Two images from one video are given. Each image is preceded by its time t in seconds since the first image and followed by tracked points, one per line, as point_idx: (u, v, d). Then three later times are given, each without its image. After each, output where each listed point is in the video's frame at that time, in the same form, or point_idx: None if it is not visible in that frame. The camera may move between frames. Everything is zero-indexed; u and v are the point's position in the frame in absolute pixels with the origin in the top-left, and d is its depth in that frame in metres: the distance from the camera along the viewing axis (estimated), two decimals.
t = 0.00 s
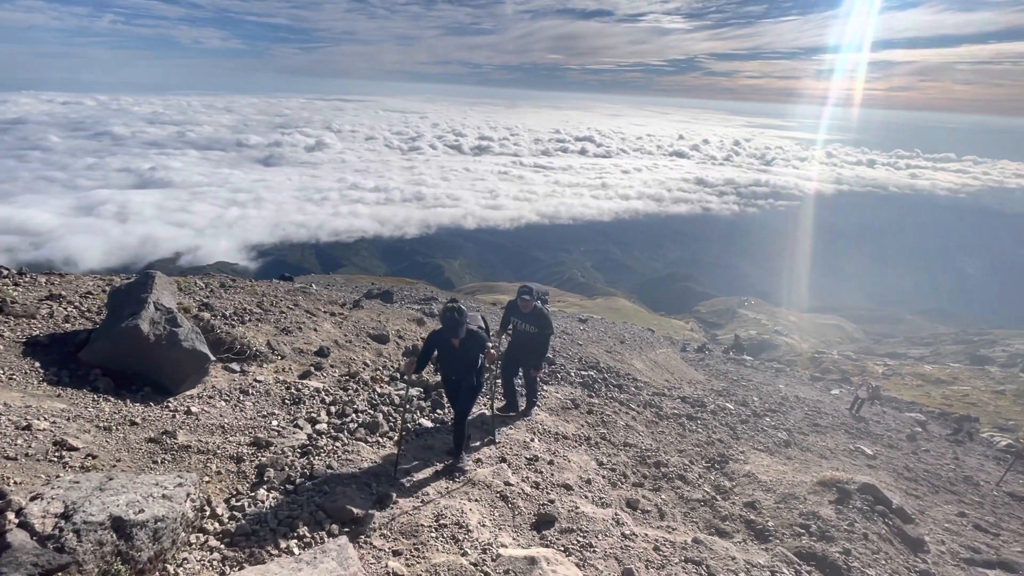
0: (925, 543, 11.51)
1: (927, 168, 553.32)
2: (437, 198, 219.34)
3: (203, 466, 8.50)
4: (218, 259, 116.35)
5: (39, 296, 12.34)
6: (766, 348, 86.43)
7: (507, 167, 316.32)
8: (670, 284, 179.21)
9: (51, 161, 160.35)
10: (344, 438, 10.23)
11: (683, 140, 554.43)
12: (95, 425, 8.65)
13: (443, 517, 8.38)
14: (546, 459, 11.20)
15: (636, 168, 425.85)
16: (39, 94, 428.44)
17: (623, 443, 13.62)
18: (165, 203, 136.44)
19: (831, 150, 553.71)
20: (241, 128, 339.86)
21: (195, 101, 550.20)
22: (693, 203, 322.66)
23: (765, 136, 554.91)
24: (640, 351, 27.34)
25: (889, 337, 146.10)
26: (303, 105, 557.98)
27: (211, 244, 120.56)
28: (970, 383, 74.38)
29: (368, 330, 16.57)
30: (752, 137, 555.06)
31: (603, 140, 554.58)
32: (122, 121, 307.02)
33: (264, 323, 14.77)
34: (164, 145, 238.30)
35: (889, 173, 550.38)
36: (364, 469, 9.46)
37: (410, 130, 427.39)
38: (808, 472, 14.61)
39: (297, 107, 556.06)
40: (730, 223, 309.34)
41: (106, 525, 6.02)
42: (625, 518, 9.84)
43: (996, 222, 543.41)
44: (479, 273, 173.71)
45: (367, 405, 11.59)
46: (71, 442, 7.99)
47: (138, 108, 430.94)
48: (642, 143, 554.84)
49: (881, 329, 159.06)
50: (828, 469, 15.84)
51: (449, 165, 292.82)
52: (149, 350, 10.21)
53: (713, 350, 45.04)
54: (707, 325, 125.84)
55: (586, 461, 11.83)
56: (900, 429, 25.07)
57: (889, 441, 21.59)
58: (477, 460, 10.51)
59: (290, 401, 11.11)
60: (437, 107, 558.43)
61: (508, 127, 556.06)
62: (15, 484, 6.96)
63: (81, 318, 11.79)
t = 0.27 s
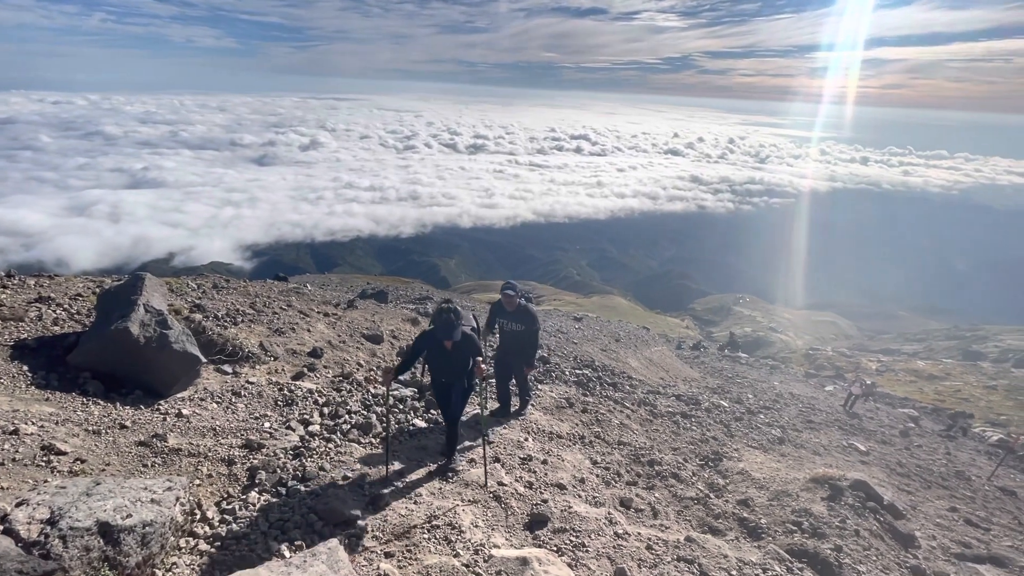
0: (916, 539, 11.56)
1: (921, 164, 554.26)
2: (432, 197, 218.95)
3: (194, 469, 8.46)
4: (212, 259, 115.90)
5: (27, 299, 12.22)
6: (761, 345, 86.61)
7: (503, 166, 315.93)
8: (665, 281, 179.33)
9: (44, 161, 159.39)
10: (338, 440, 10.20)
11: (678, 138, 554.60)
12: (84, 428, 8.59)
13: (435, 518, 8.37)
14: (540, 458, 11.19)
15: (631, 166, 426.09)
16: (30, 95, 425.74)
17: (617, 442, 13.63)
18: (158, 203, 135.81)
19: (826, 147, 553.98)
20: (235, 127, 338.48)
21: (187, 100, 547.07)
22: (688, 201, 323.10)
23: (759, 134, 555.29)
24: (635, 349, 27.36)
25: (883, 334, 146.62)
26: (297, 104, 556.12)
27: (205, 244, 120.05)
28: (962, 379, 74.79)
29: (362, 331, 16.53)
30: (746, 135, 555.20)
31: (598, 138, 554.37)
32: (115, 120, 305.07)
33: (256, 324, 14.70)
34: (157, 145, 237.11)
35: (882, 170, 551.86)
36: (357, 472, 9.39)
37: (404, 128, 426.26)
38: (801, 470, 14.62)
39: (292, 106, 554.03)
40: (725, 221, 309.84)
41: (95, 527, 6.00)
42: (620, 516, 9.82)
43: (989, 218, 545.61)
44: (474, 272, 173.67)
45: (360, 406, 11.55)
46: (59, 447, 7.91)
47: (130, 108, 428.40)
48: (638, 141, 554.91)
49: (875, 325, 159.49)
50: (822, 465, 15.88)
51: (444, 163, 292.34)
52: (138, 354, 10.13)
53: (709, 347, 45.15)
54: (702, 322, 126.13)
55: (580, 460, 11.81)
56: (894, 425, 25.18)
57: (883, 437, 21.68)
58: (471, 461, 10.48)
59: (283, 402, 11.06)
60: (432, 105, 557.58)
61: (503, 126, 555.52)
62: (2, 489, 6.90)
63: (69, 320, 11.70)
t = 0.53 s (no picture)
0: (906, 531, 11.64)
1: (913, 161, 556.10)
2: (426, 195, 218.62)
3: (186, 469, 8.41)
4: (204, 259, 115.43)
5: (17, 299, 12.15)
6: (755, 342, 86.97)
7: (497, 164, 315.59)
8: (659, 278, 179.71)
9: (33, 161, 158.16)
10: (331, 438, 10.17)
11: (672, 136, 554.80)
12: (73, 429, 8.51)
13: (428, 515, 8.37)
14: (535, 455, 11.19)
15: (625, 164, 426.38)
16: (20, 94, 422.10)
17: (611, 438, 13.65)
18: (150, 203, 135.04)
19: (819, 144, 554.16)
20: (227, 126, 336.70)
21: (178, 99, 543.26)
22: (682, 198, 323.68)
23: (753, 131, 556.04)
24: (630, 346, 27.43)
25: (875, 330, 147.43)
26: (290, 103, 553.91)
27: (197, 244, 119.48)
28: (954, 373, 75.37)
29: (356, 329, 16.47)
30: (740, 132, 555.45)
31: (592, 136, 554.31)
32: (105, 119, 302.79)
33: (249, 323, 14.61)
34: (148, 144, 235.56)
35: (875, 167, 553.74)
36: (350, 471, 9.35)
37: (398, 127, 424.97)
38: (795, 464, 14.68)
39: (284, 105, 551.40)
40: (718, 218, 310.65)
41: (83, 528, 5.95)
42: (614, 512, 9.84)
43: (980, 214, 548.39)
44: (469, 270, 173.62)
45: (354, 405, 11.51)
46: (48, 447, 7.86)
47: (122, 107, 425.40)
48: (631, 138, 555.06)
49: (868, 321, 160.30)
50: (814, 460, 15.97)
51: (438, 162, 291.72)
52: (129, 354, 10.07)
53: (703, 344, 45.35)
54: (696, 319, 126.44)
55: (574, 456, 11.84)
56: (886, 420, 25.36)
57: (874, 432, 21.85)
58: (466, 458, 10.45)
59: (276, 401, 11.02)
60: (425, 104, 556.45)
61: (497, 124, 554.91)
62: None
63: (59, 321, 11.62)
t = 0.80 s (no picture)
0: (897, 522, 11.76)
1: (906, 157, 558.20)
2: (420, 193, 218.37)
3: (180, 467, 8.41)
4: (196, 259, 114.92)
5: (5, 299, 12.06)
6: (749, 338, 87.33)
7: (491, 162, 315.22)
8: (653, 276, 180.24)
9: (23, 160, 156.89)
10: (325, 436, 10.17)
11: (666, 133, 554.96)
12: (66, 428, 8.50)
13: (423, 511, 8.42)
14: (530, 451, 11.24)
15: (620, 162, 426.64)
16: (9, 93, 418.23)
17: (606, 434, 13.73)
18: (141, 203, 134.23)
19: (811, 141, 554.51)
20: (220, 125, 334.81)
21: (169, 98, 539.69)
22: (676, 195, 324.13)
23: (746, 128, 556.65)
24: (624, 343, 27.52)
25: (867, 325, 148.25)
26: (283, 101, 551.77)
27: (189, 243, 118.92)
28: (945, 368, 75.92)
29: (350, 328, 16.43)
30: (734, 130, 555.45)
31: (586, 133, 554.12)
32: (96, 118, 300.45)
33: (243, 322, 14.56)
34: (140, 143, 234.10)
35: (867, 164, 555.30)
36: (344, 468, 9.38)
37: (392, 125, 423.43)
38: (788, 459, 14.79)
39: (277, 104, 548.94)
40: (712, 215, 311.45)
41: (75, 527, 5.94)
42: (607, 506, 9.92)
43: (972, 211, 551.18)
44: (464, 268, 173.57)
45: (348, 403, 11.50)
46: (40, 447, 7.85)
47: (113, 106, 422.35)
48: (626, 136, 554.98)
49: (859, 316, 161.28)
50: (807, 453, 16.11)
51: (432, 160, 291.36)
52: (121, 352, 10.04)
53: (697, 340, 45.51)
54: (690, 316, 126.83)
55: (569, 452, 11.89)
56: (878, 414, 25.57)
57: (867, 426, 22.02)
58: (461, 455, 10.48)
59: (270, 400, 11.00)
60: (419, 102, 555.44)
61: (491, 122, 554.10)
62: None
63: (49, 320, 11.56)
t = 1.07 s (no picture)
0: (888, 516, 11.87)
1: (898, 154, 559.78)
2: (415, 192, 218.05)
3: (174, 467, 8.40)
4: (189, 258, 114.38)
5: None
6: (744, 335, 87.58)
7: (486, 160, 314.89)
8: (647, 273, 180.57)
9: (13, 160, 155.69)
10: (320, 434, 10.17)
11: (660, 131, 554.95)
12: (59, 429, 8.49)
13: (419, 508, 8.43)
14: (525, 448, 11.29)
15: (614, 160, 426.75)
16: None
17: (602, 430, 13.77)
18: (133, 202, 133.46)
19: (805, 138, 554.87)
20: (212, 123, 332.89)
21: (161, 96, 536.70)
22: (671, 193, 324.56)
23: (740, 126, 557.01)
24: (619, 340, 27.60)
25: (859, 321, 149.00)
26: (276, 100, 549.67)
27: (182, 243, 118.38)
28: (936, 363, 76.39)
29: (344, 327, 16.43)
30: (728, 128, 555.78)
31: (581, 131, 553.88)
32: (87, 117, 298.24)
33: (236, 322, 14.52)
34: (131, 143, 232.72)
35: (861, 161, 556.72)
36: (339, 466, 9.38)
37: (386, 123, 422.20)
38: (781, 454, 14.90)
39: (270, 102, 546.81)
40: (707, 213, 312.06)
41: (67, 528, 5.92)
42: (603, 502, 9.97)
43: (964, 207, 553.52)
44: (458, 266, 173.43)
45: (343, 402, 11.52)
46: (33, 448, 7.84)
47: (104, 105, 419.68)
48: (620, 134, 554.86)
49: (851, 312, 162.12)
50: (801, 449, 16.23)
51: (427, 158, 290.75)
52: (113, 352, 9.99)
53: (692, 337, 45.68)
54: (685, 314, 127.08)
55: (564, 449, 11.94)
56: (870, 409, 25.74)
57: (860, 421, 22.20)
58: (457, 453, 10.52)
59: (264, 399, 11.01)
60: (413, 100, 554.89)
61: (485, 120, 553.67)
62: None
63: (41, 321, 11.51)
